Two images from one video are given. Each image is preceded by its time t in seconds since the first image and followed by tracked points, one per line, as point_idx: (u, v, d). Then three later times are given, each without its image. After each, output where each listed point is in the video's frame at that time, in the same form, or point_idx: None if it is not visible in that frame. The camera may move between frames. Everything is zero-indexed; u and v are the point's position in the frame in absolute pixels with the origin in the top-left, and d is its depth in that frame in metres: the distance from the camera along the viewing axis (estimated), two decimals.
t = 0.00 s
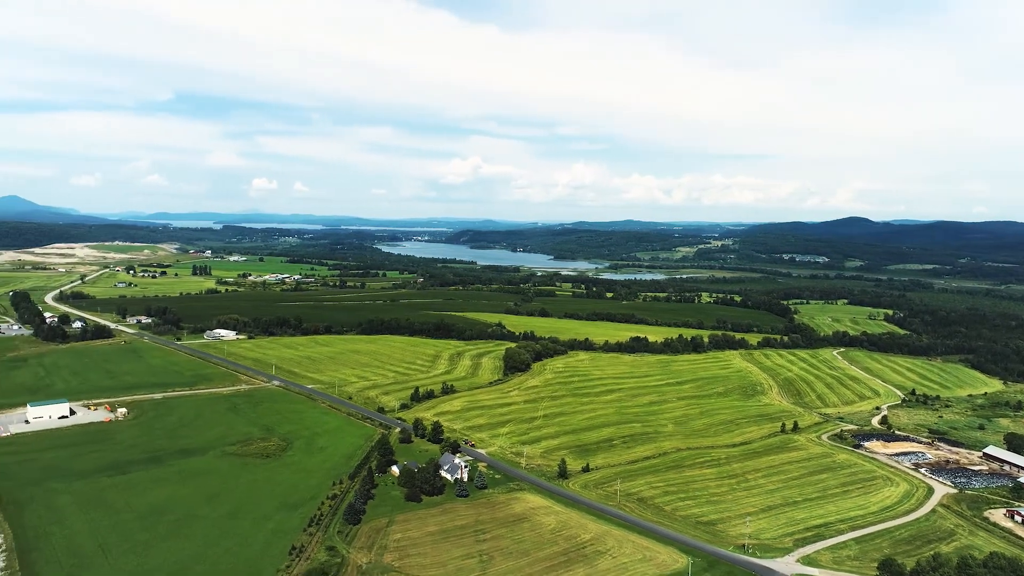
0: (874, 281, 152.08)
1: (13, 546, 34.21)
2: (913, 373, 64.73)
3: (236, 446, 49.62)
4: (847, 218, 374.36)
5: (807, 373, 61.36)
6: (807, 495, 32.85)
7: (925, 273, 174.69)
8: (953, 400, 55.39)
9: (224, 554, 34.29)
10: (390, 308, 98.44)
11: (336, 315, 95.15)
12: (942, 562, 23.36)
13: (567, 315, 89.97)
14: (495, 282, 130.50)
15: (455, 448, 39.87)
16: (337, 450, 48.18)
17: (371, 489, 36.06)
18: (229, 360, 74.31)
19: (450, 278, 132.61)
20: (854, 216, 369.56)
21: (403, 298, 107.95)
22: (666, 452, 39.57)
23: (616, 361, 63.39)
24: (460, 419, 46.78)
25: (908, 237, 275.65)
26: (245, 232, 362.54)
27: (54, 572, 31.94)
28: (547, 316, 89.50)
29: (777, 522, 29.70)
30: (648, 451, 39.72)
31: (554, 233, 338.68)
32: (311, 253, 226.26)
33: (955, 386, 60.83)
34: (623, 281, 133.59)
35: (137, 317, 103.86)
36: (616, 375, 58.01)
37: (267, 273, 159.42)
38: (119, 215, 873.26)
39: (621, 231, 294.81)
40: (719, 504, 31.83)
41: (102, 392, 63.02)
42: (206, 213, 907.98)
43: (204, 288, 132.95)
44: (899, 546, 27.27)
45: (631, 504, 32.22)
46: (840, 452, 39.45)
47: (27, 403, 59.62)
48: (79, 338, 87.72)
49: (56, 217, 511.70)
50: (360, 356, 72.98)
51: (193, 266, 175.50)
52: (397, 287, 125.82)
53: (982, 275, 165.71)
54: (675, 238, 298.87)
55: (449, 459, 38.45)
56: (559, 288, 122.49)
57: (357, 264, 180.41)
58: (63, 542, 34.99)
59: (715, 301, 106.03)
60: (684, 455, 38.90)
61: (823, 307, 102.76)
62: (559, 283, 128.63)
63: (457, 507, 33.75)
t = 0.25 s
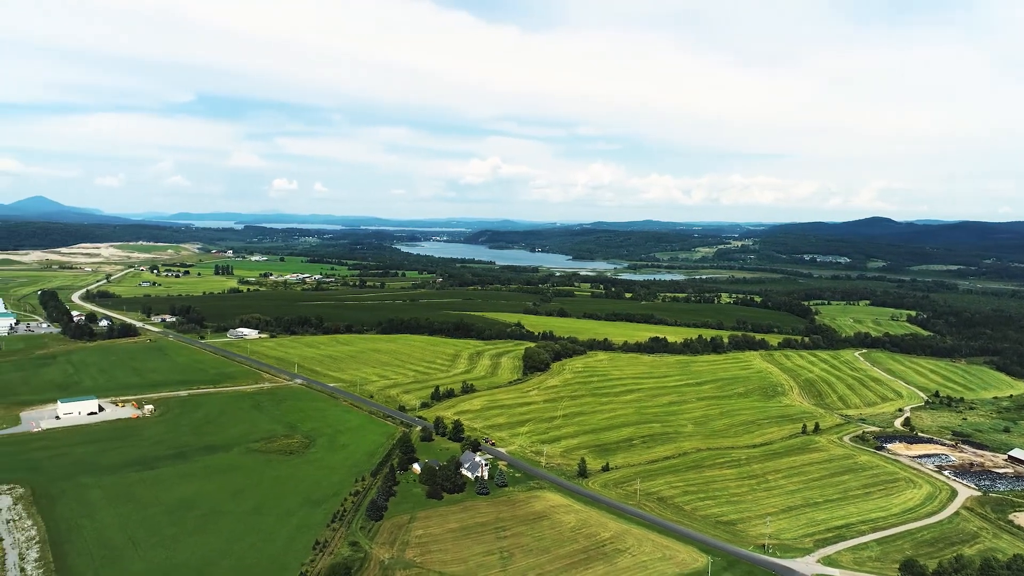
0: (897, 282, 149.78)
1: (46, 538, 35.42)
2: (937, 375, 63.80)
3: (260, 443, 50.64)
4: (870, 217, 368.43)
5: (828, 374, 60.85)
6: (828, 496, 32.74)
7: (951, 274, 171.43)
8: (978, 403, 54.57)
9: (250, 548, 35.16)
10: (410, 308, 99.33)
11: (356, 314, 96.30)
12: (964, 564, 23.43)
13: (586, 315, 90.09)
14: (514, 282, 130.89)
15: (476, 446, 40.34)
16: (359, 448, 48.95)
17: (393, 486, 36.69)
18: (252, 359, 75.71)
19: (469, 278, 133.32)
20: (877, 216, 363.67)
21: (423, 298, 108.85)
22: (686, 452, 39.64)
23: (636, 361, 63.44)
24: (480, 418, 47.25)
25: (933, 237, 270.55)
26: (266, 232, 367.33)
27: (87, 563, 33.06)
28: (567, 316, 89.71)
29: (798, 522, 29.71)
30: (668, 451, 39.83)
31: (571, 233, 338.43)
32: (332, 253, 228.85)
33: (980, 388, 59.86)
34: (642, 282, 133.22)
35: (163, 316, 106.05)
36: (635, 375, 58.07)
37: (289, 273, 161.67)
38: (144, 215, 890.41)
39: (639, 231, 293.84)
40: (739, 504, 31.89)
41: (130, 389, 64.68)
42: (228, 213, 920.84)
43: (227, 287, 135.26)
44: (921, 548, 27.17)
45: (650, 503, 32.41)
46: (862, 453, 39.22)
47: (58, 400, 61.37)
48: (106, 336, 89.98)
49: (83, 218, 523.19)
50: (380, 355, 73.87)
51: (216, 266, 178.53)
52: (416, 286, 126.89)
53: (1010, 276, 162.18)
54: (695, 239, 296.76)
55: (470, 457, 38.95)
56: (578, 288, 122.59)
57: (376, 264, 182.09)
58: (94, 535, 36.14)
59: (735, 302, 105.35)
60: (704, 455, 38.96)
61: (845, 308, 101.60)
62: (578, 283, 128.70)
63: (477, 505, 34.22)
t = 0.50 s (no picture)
0: (925, 283, 146.97)
1: (83, 530, 36.77)
2: (966, 377, 62.71)
3: (287, 439, 51.77)
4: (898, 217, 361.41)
5: (853, 376, 60.23)
6: (853, 497, 32.56)
7: (981, 276, 167.62)
8: (1008, 406, 53.55)
9: (278, 542, 36.10)
10: (432, 308, 100.33)
11: (380, 314, 97.57)
12: (991, 567, 23.31)
13: (608, 315, 90.18)
14: (536, 282, 131.34)
15: (499, 444, 40.83)
16: (384, 445, 49.80)
17: (418, 483, 37.30)
18: (278, 357, 77.23)
19: (491, 278, 134.09)
20: (904, 216, 356.51)
21: (445, 298, 109.82)
22: (708, 452, 39.70)
23: (658, 361, 63.41)
24: (503, 417, 47.77)
25: (963, 237, 264.46)
26: (290, 232, 372.59)
27: (123, 554, 34.27)
28: (588, 316, 89.93)
29: (822, 523, 29.65)
30: (691, 451, 39.91)
31: (592, 234, 337.97)
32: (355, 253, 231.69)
33: (1010, 391, 58.70)
34: (664, 282, 132.67)
35: (191, 314, 108.55)
36: (658, 375, 58.09)
37: (313, 272, 164.12)
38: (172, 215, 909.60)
39: (661, 231, 292.03)
40: (762, 505, 31.90)
41: (160, 386, 66.51)
42: (255, 213, 934.98)
43: (253, 287, 137.81)
44: (948, 550, 26.98)
45: (673, 502, 32.60)
46: (888, 455, 38.88)
47: (91, 396, 63.32)
48: (136, 334, 92.53)
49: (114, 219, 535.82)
50: (404, 354, 74.87)
51: (242, 266, 181.91)
52: (438, 286, 128.07)
53: None
54: (718, 239, 294.13)
55: (493, 455, 39.42)
56: (599, 288, 122.63)
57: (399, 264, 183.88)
58: (128, 527, 37.40)
59: (758, 302, 104.52)
60: (727, 455, 38.99)
61: (871, 309, 100.16)
62: (600, 284, 128.68)
63: (501, 503, 34.68)
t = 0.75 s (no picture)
0: (951, 284, 144.30)
1: (113, 523, 37.93)
2: (992, 379, 61.67)
3: (310, 436, 52.73)
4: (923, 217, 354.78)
5: (876, 377, 59.58)
6: (874, 499, 32.41)
7: (1009, 276, 164.13)
8: None
9: (302, 537, 36.92)
10: (452, 308, 101.07)
11: (400, 313, 98.60)
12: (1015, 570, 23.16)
13: (627, 316, 90.13)
14: (555, 282, 131.60)
15: (519, 443, 41.25)
16: (405, 443, 50.51)
17: (439, 480, 37.85)
18: (300, 355, 78.50)
19: (510, 278, 134.63)
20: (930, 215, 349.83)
21: (464, 298, 110.53)
22: (729, 453, 39.68)
23: (678, 362, 63.33)
24: (522, 416, 48.19)
25: (991, 237, 258.86)
26: (311, 232, 377.05)
27: (153, 546, 35.35)
28: (608, 317, 89.99)
29: (843, 524, 29.61)
30: (711, 451, 39.96)
31: (611, 234, 337.25)
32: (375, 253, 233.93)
33: None
34: (683, 283, 132.05)
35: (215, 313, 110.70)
36: (677, 375, 58.06)
37: (334, 272, 166.18)
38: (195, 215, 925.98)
39: (680, 232, 290.30)
40: (783, 505, 31.91)
41: (187, 384, 68.09)
42: (276, 214, 948.05)
43: (275, 286, 139.94)
44: (971, 553, 26.81)
45: (693, 502, 32.76)
46: (911, 458, 38.52)
47: (119, 392, 65.04)
48: (162, 333, 94.66)
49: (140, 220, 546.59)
50: (424, 353, 75.67)
51: (264, 265, 184.72)
52: (457, 286, 128.94)
53: None
54: (739, 239, 291.54)
55: (514, 454, 39.81)
56: (619, 288, 122.50)
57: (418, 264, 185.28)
58: (157, 520, 38.53)
59: (779, 303, 103.62)
60: (747, 456, 38.97)
61: (895, 310, 98.73)
62: (619, 284, 128.52)
63: (521, 500, 35.11)
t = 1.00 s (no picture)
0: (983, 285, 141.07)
1: (147, 515, 39.22)
2: None
3: (336, 433, 53.76)
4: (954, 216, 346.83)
5: (902, 379, 58.77)
6: (900, 501, 32.20)
7: None
8: None
9: (328, 531, 37.79)
10: (475, 307, 101.84)
11: (423, 313, 99.69)
12: None
13: (650, 316, 89.95)
14: (578, 282, 131.76)
15: (542, 442, 41.67)
16: (429, 441, 51.24)
17: (463, 477, 38.43)
18: (325, 354, 79.90)
19: (532, 278, 135.07)
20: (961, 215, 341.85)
21: (486, 298, 111.25)
22: (752, 453, 39.64)
23: (701, 362, 63.15)
24: (545, 415, 48.60)
25: None
26: (334, 232, 381.70)
27: (185, 539, 36.48)
28: (630, 317, 89.93)
29: (867, 525, 29.51)
30: (734, 452, 39.94)
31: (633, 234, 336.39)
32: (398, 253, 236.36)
33: None
34: (706, 283, 131.16)
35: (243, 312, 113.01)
36: (700, 376, 57.94)
37: (358, 271, 168.40)
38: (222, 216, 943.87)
39: (703, 232, 288.22)
40: (806, 506, 31.87)
41: (216, 381, 69.82)
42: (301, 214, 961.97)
43: (300, 285, 142.25)
44: (999, 556, 26.57)
45: (716, 502, 32.89)
46: (938, 460, 38.09)
47: (150, 389, 66.93)
48: (190, 331, 96.98)
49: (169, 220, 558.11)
50: (447, 352, 76.49)
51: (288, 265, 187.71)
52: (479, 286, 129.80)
53: None
54: (762, 240, 288.15)
55: (537, 452, 40.25)
56: (641, 288, 122.22)
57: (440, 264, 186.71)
58: (189, 513, 39.73)
59: (804, 304, 102.46)
60: (771, 457, 38.88)
61: (923, 312, 97.04)
62: (641, 284, 128.17)
63: (544, 499, 35.55)
